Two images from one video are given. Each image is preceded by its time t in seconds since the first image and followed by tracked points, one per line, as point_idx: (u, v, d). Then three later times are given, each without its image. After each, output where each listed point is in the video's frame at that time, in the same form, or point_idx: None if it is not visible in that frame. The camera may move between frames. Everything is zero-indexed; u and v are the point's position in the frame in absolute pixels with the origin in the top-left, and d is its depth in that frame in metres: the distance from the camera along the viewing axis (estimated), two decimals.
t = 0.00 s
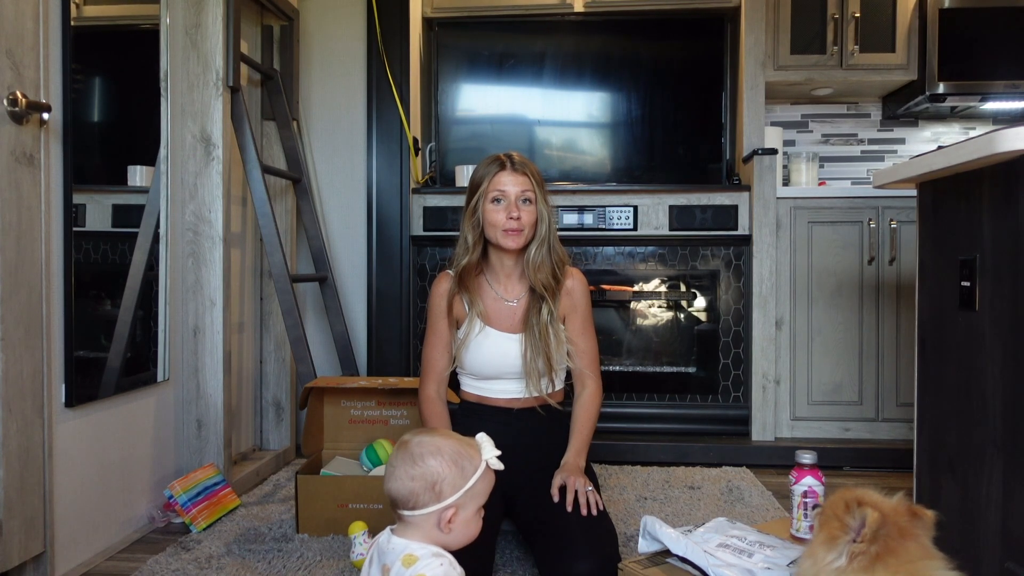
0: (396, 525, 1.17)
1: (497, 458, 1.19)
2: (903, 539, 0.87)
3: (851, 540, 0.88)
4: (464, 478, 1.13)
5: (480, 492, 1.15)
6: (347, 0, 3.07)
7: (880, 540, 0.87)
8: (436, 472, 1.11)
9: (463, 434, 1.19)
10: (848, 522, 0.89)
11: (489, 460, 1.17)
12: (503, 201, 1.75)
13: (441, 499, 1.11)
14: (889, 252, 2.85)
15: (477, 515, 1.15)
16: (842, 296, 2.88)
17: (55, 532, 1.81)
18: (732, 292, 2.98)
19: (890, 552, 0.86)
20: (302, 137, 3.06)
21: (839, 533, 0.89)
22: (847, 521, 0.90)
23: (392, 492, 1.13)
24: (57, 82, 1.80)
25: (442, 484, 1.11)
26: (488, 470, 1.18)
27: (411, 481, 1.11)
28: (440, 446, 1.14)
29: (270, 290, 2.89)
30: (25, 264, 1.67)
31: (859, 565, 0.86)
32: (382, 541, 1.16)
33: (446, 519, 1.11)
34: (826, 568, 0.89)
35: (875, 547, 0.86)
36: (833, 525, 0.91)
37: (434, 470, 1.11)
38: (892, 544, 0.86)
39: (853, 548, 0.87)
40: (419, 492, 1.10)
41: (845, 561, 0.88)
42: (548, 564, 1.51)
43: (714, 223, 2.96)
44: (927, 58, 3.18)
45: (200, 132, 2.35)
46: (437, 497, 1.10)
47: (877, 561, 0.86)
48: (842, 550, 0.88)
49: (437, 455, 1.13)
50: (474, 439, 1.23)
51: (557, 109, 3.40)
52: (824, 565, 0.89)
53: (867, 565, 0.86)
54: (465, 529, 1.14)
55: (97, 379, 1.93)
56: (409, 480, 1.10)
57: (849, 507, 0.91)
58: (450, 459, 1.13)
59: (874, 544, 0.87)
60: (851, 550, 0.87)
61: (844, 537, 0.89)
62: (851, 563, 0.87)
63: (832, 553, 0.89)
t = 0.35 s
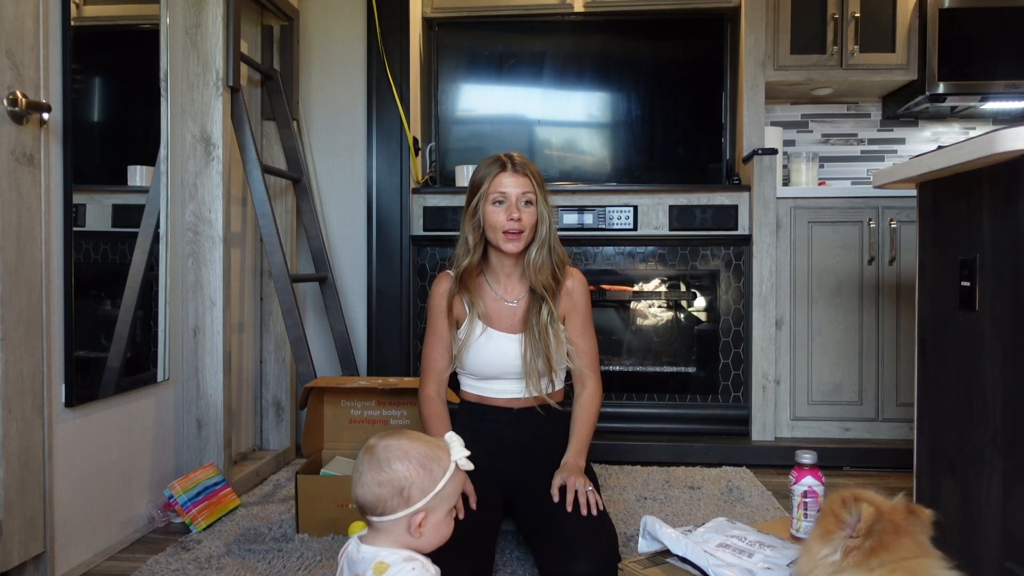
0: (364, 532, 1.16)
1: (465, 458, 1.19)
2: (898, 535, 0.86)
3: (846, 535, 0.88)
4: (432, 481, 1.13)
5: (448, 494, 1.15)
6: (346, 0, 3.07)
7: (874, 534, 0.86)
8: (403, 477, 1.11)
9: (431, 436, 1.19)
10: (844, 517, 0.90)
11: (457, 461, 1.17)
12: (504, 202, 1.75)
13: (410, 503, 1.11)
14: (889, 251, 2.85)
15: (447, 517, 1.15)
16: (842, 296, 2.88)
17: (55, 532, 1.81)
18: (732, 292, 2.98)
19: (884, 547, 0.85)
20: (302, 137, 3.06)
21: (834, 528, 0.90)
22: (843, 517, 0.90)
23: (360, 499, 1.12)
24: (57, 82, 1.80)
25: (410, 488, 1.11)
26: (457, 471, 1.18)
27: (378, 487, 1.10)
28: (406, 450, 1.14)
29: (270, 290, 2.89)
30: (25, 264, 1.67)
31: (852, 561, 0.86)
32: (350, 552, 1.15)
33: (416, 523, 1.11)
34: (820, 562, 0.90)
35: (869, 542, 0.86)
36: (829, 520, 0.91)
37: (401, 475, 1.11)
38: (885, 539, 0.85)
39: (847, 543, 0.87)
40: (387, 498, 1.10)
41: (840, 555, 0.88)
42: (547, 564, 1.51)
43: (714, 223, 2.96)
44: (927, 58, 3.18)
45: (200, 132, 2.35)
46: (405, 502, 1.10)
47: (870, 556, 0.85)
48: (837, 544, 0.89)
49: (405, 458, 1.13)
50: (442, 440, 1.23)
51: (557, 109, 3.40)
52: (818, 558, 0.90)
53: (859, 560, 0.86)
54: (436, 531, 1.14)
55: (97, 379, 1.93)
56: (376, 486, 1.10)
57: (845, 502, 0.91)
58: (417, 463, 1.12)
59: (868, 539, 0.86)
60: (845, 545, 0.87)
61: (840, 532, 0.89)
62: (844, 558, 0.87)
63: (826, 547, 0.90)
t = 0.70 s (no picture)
0: (341, 544, 1.14)
1: (444, 467, 1.17)
2: (890, 530, 0.85)
3: (840, 525, 0.88)
4: (410, 491, 1.11)
5: (426, 504, 1.13)
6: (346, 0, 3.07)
7: (865, 526, 0.85)
8: (380, 487, 1.09)
9: (408, 444, 1.18)
10: (839, 510, 0.89)
11: (436, 470, 1.15)
12: (504, 203, 1.75)
13: (387, 514, 1.09)
14: (889, 251, 2.85)
15: (425, 528, 1.14)
16: (842, 296, 2.88)
17: (55, 532, 1.81)
18: (732, 292, 2.98)
19: (874, 539, 0.84)
20: (302, 137, 3.06)
21: (828, 520, 0.89)
22: (838, 509, 0.89)
23: (335, 510, 1.10)
24: (57, 82, 1.80)
25: (387, 499, 1.09)
26: (435, 480, 1.16)
27: (354, 498, 1.08)
28: (383, 460, 1.12)
29: (270, 290, 2.89)
30: (25, 264, 1.67)
31: (844, 551, 0.85)
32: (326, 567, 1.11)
33: (394, 534, 1.09)
34: (813, 553, 0.89)
35: (859, 534, 0.85)
36: (825, 513, 0.91)
37: (378, 485, 1.09)
38: (876, 532, 0.84)
39: (839, 534, 0.86)
40: (363, 509, 1.08)
41: (831, 546, 0.87)
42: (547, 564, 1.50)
43: (714, 223, 2.96)
44: (926, 58, 3.18)
45: (200, 132, 2.35)
46: (382, 513, 1.09)
47: (860, 547, 0.84)
48: (830, 535, 0.88)
49: (381, 468, 1.11)
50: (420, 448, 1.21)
51: (557, 109, 3.40)
52: (811, 549, 0.89)
53: (850, 551, 0.84)
54: (414, 541, 1.12)
55: (97, 380, 1.93)
56: (352, 497, 1.08)
57: (842, 496, 0.91)
58: (394, 473, 1.11)
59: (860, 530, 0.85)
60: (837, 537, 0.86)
61: (834, 523, 0.88)
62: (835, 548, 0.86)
63: (820, 538, 0.89)
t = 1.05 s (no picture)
0: (336, 545, 1.13)
1: (441, 470, 1.15)
2: (887, 530, 0.85)
3: (838, 523, 0.87)
4: (404, 494, 1.10)
5: (422, 508, 1.12)
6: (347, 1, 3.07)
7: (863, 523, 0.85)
8: (373, 491, 1.08)
9: (406, 447, 1.16)
10: (838, 508, 0.89)
11: (432, 474, 1.13)
12: (505, 203, 1.75)
13: (380, 518, 1.08)
14: (889, 251, 2.85)
15: (420, 532, 1.12)
16: (842, 296, 2.88)
17: (55, 532, 1.81)
18: (732, 292, 2.98)
19: (871, 537, 0.84)
20: (302, 137, 3.06)
21: (828, 517, 0.89)
22: (837, 507, 0.89)
23: (330, 513, 1.09)
24: (57, 82, 1.80)
25: (380, 503, 1.08)
26: (432, 484, 1.14)
27: (347, 500, 1.07)
28: (377, 462, 1.10)
29: (270, 290, 2.89)
30: (25, 264, 1.67)
31: (840, 548, 0.84)
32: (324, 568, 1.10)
33: (387, 537, 1.08)
34: (811, 550, 0.88)
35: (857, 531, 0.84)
36: (825, 511, 0.90)
37: (372, 489, 1.08)
38: (873, 530, 0.84)
39: (837, 531, 0.86)
40: (356, 512, 1.07)
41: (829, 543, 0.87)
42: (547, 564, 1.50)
43: (714, 223, 2.96)
44: (927, 58, 3.18)
45: (200, 132, 2.35)
46: (375, 516, 1.07)
47: (857, 545, 0.83)
48: (829, 532, 0.87)
49: (375, 471, 1.09)
50: (418, 449, 1.19)
51: (557, 109, 3.40)
52: (810, 546, 0.89)
53: (847, 548, 0.84)
54: (409, 545, 1.11)
55: (97, 379, 1.93)
56: (345, 500, 1.07)
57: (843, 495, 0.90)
58: (388, 476, 1.09)
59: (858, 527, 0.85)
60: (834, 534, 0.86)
61: (833, 521, 0.88)
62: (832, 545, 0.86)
63: (819, 535, 0.89)
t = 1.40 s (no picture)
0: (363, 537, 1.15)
1: (463, 462, 1.17)
2: (889, 529, 0.84)
3: (839, 521, 0.87)
4: (429, 489, 1.11)
5: (446, 501, 1.13)
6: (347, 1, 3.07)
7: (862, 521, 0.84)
8: (400, 487, 1.08)
9: (426, 441, 1.17)
10: (839, 507, 0.89)
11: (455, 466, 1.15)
12: (512, 205, 1.74)
13: (408, 513, 1.09)
14: (889, 252, 2.85)
15: (445, 523, 1.14)
16: (842, 296, 2.88)
17: (55, 532, 1.81)
18: (732, 292, 2.98)
19: (870, 536, 0.83)
20: (302, 137, 3.06)
21: (830, 516, 0.89)
22: (839, 506, 0.89)
23: (355, 510, 1.10)
24: (57, 82, 1.80)
25: (408, 498, 1.09)
26: (454, 476, 1.16)
27: (374, 498, 1.08)
28: (401, 459, 1.11)
29: (270, 290, 2.89)
30: (25, 264, 1.67)
31: (840, 545, 0.85)
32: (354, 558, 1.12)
33: (415, 531, 1.09)
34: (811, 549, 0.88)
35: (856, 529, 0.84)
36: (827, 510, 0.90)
37: (399, 485, 1.08)
38: (873, 529, 0.84)
39: (838, 530, 0.86)
40: (383, 509, 1.08)
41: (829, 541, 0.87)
42: (547, 564, 1.50)
43: (714, 223, 2.96)
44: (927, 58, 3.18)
45: (200, 132, 2.35)
46: (403, 512, 1.08)
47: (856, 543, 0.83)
48: (830, 530, 0.87)
49: (400, 467, 1.10)
50: (437, 442, 1.20)
51: (557, 109, 3.40)
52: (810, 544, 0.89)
53: (846, 546, 0.84)
54: (435, 537, 1.13)
55: (97, 379, 1.94)
56: (372, 497, 1.08)
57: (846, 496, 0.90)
58: (413, 471, 1.10)
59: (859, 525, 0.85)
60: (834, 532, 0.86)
61: (834, 519, 0.88)
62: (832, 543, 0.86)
63: (819, 534, 0.88)
